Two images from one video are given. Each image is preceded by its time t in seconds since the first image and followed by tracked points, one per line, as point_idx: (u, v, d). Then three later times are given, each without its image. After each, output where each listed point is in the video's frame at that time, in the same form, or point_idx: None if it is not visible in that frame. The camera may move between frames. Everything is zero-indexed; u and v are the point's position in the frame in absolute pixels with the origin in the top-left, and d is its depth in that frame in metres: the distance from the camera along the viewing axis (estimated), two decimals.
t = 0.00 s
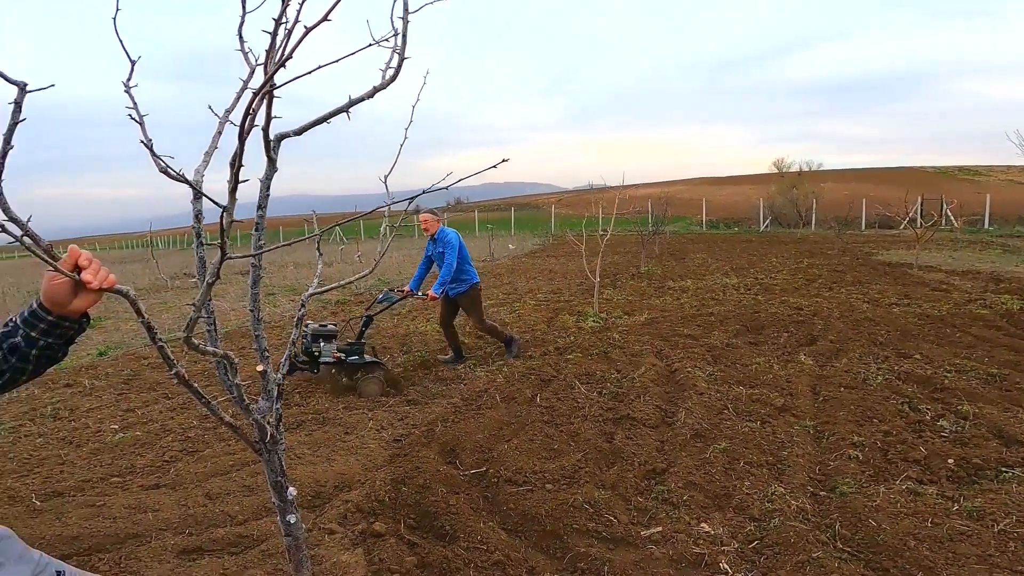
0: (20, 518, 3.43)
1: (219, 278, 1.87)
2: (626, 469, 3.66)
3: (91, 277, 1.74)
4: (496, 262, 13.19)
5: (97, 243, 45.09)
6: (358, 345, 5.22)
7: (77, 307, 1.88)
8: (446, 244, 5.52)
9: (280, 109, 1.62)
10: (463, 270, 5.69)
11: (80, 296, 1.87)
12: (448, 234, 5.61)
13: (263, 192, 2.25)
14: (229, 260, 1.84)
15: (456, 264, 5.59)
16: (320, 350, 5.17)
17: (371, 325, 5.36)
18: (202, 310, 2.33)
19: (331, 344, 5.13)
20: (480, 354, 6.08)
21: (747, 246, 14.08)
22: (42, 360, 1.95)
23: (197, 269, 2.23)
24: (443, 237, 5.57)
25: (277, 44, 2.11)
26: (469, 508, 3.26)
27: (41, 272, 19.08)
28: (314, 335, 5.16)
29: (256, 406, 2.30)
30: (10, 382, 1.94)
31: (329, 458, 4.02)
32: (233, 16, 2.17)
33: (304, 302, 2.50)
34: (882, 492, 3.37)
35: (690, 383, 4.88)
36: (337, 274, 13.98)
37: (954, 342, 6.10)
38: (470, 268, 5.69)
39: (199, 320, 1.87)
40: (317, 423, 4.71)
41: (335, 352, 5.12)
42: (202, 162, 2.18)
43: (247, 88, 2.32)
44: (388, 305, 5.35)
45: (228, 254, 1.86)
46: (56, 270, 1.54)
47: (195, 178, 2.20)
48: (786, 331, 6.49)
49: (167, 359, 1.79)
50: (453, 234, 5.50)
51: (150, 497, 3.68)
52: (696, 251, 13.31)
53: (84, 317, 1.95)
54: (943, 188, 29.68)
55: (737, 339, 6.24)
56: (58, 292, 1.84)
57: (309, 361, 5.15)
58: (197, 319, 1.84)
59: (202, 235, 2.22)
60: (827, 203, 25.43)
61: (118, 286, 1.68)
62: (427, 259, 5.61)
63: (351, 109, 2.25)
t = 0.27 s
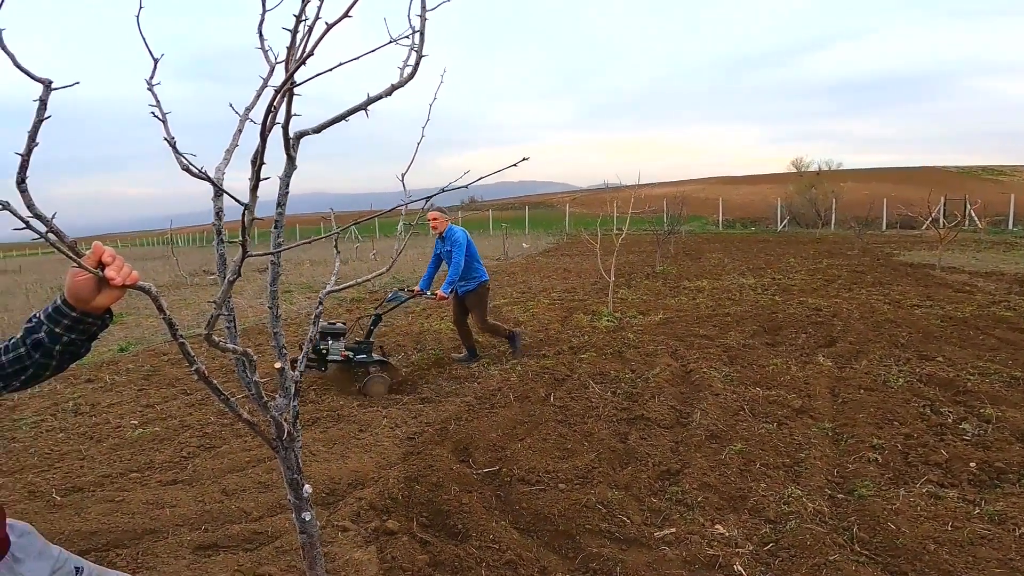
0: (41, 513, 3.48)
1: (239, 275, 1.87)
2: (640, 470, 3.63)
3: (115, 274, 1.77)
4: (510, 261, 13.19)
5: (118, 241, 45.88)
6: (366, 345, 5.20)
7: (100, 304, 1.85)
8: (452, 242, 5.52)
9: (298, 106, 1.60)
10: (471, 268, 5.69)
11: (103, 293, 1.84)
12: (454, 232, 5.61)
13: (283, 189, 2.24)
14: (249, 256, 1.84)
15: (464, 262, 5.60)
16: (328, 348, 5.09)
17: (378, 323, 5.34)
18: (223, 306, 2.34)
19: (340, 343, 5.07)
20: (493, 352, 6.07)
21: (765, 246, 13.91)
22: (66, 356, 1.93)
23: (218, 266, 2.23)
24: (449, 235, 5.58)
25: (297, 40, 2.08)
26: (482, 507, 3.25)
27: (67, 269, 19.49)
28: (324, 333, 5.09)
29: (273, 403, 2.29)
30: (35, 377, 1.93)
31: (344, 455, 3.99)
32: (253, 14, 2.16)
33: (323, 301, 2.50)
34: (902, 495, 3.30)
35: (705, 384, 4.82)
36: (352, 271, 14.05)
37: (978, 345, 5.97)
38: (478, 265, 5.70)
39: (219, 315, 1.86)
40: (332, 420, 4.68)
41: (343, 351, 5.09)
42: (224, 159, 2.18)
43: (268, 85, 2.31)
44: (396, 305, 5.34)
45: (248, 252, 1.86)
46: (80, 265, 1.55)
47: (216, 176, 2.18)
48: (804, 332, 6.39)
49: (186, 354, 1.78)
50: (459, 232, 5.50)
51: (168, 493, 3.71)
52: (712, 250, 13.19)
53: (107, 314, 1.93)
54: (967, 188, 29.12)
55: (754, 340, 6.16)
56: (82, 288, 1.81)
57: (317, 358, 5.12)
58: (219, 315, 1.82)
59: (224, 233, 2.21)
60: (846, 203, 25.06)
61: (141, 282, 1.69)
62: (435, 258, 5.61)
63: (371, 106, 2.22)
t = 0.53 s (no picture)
0: (70, 504, 3.56)
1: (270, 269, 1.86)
2: (659, 471, 3.58)
3: (149, 267, 1.73)
4: (531, 259, 13.18)
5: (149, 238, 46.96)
6: (378, 343, 5.21)
7: (134, 297, 1.81)
8: (466, 239, 5.52)
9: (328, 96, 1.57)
10: (485, 264, 5.70)
11: (138, 286, 1.79)
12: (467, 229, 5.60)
13: (312, 184, 2.22)
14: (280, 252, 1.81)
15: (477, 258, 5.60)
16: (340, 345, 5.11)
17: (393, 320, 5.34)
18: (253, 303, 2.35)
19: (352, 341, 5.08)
20: (513, 350, 6.05)
21: (791, 246, 13.67)
22: (99, 349, 1.87)
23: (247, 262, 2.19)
24: (462, 232, 5.56)
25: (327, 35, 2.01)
26: (499, 506, 3.23)
27: (101, 263, 20.03)
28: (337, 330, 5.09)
29: (298, 397, 2.26)
30: (68, 369, 1.87)
31: (364, 449, 4.00)
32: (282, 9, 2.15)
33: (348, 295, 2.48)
34: (930, 500, 3.20)
35: (728, 385, 4.75)
36: (375, 268, 14.16)
37: (1014, 349, 5.78)
38: (492, 261, 5.70)
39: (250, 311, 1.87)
40: (353, 415, 4.70)
41: (354, 349, 5.10)
42: (255, 154, 2.17)
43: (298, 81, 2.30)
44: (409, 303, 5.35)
45: (280, 246, 1.82)
46: (115, 258, 1.55)
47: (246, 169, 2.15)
48: (831, 334, 6.26)
49: (216, 350, 1.79)
50: (473, 229, 5.49)
51: (192, 485, 3.75)
52: (736, 250, 13.01)
53: (141, 307, 1.86)
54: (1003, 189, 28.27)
55: (779, 342, 6.05)
56: (117, 280, 1.78)
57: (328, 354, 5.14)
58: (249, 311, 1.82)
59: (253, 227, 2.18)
60: (876, 203, 24.50)
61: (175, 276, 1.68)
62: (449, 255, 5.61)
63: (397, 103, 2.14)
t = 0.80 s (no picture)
0: (86, 499, 3.61)
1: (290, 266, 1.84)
2: (671, 471, 3.56)
3: (168, 263, 1.70)
4: (544, 257, 13.16)
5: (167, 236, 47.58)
6: (382, 343, 5.20)
7: (155, 293, 1.78)
8: (474, 239, 5.50)
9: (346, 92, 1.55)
10: (492, 263, 5.69)
11: (159, 280, 1.76)
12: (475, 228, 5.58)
13: (330, 181, 2.20)
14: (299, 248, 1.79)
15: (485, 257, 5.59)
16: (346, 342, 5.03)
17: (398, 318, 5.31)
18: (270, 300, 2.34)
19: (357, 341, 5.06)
20: (525, 348, 6.04)
21: (807, 247, 13.51)
22: (120, 344, 1.85)
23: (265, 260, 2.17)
24: (469, 231, 5.54)
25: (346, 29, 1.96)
26: (510, 505, 3.22)
27: (119, 258, 20.33)
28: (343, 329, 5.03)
29: (314, 393, 2.22)
30: (89, 364, 1.87)
31: (375, 447, 4.00)
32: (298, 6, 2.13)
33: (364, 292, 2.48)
34: (948, 504, 3.15)
35: (742, 386, 4.69)
36: (388, 265, 14.22)
37: None
38: (500, 259, 5.69)
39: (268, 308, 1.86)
40: (366, 412, 4.71)
41: (359, 348, 5.10)
42: (273, 150, 2.15)
43: (315, 78, 2.29)
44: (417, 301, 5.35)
45: (299, 242, 1.79)
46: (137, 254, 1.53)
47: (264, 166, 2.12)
48: (848, 336, 6.17)
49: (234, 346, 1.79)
50: (480, 228, 5.46)
51: (206, 481, 3.78)
52: (751, 250, 12.88)
53: (160, 303, 1.84)
54: None
55: (794, 343, 5.98)
56: (137, 276, 1.74)
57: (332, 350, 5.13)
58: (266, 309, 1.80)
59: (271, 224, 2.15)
60: (895, 203, 24.15)
61: (195, 272, 1.67)
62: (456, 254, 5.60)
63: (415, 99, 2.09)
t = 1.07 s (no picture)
0: (110, 492, 3.68)
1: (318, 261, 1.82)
2: (689, 473, 3.51)
3: (198, 257, 1.64)
4: (562, 256, 13.13)
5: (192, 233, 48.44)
6: (393, 337, 5.06)
7: (183, 286, 1.72)
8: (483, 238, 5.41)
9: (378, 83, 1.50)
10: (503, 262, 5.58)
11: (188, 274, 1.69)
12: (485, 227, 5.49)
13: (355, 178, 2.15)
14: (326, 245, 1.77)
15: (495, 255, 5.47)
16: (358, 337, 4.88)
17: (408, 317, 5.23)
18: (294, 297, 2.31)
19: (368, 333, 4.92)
20: (542, 346, 6.02)
21: (832, 248, 13.28)
22: (149, 337, 1.80)
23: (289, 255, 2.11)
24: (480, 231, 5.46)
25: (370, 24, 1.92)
26: (526, 503, 3.21)
27: (146, 253, 20.76)
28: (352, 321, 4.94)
29: (335, 390, 2.12)
30: (117, 358, 1.81)
31: (392, 443, 4.01)
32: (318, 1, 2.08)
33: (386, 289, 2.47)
34: (975, 509, 3.06)
35: (763, 388, 4.62)
36: (408, 262, 14.30)
37: None
38: (511, 259, 5.58)
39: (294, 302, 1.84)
40: (383, 408, 4.73)
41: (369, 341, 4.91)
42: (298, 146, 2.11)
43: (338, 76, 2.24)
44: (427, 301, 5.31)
45: (326, 237, 1.77)
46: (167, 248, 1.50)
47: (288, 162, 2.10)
48: (873, 338, 6.03)
49: (258, 342, 1.77)
50: (490, 228, 5.36)
51: (226, 475, 3.82)
52: (773, 251, 12.70)
53: (188, 296, 1.78)
54: None
55: (818, 345, 5.86)
56: (167, 270, 1.69)
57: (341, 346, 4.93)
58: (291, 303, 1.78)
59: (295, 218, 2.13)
60: (924, 204, 23.60)
61: (222, 266, 1.63)
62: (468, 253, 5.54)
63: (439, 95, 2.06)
